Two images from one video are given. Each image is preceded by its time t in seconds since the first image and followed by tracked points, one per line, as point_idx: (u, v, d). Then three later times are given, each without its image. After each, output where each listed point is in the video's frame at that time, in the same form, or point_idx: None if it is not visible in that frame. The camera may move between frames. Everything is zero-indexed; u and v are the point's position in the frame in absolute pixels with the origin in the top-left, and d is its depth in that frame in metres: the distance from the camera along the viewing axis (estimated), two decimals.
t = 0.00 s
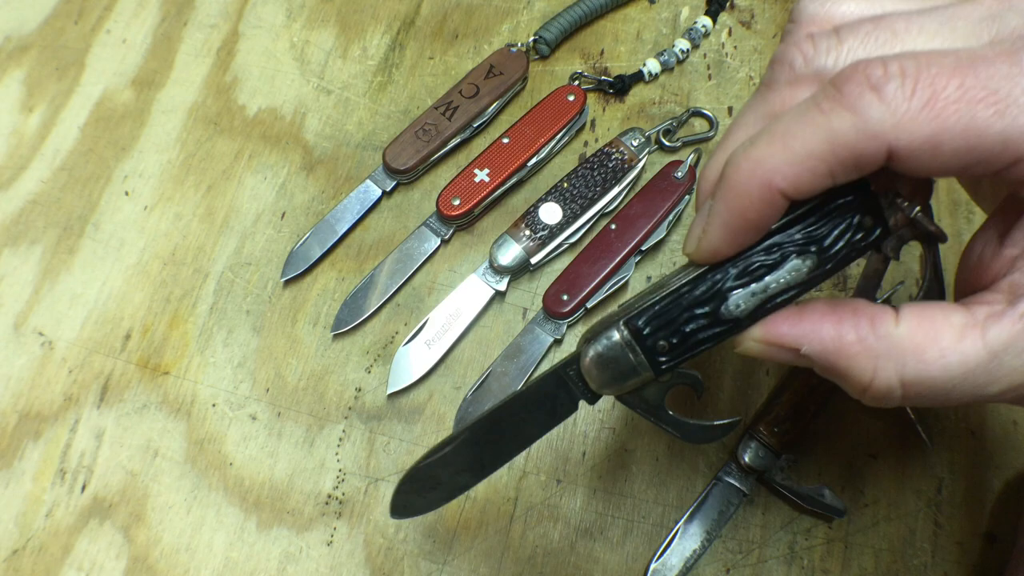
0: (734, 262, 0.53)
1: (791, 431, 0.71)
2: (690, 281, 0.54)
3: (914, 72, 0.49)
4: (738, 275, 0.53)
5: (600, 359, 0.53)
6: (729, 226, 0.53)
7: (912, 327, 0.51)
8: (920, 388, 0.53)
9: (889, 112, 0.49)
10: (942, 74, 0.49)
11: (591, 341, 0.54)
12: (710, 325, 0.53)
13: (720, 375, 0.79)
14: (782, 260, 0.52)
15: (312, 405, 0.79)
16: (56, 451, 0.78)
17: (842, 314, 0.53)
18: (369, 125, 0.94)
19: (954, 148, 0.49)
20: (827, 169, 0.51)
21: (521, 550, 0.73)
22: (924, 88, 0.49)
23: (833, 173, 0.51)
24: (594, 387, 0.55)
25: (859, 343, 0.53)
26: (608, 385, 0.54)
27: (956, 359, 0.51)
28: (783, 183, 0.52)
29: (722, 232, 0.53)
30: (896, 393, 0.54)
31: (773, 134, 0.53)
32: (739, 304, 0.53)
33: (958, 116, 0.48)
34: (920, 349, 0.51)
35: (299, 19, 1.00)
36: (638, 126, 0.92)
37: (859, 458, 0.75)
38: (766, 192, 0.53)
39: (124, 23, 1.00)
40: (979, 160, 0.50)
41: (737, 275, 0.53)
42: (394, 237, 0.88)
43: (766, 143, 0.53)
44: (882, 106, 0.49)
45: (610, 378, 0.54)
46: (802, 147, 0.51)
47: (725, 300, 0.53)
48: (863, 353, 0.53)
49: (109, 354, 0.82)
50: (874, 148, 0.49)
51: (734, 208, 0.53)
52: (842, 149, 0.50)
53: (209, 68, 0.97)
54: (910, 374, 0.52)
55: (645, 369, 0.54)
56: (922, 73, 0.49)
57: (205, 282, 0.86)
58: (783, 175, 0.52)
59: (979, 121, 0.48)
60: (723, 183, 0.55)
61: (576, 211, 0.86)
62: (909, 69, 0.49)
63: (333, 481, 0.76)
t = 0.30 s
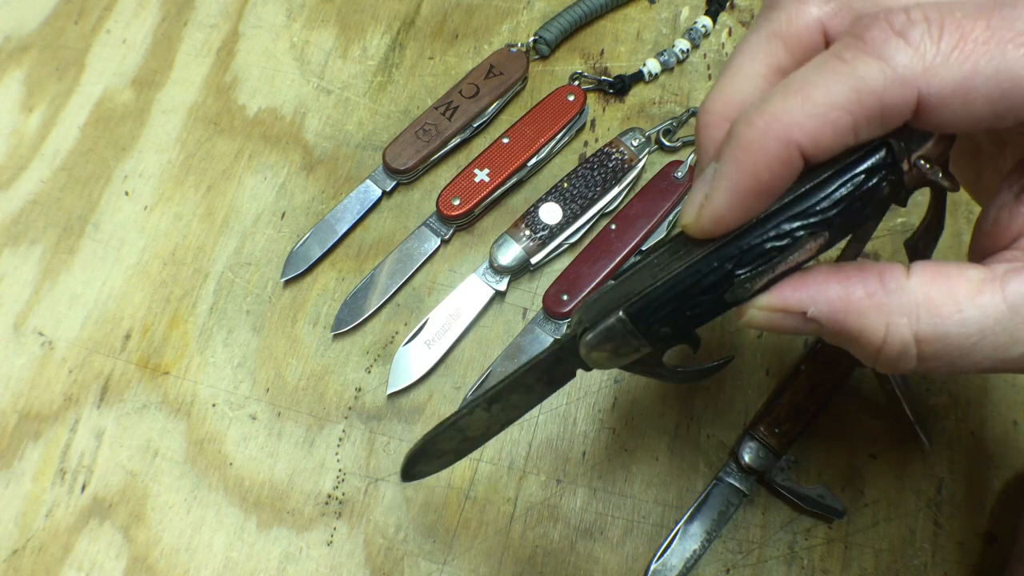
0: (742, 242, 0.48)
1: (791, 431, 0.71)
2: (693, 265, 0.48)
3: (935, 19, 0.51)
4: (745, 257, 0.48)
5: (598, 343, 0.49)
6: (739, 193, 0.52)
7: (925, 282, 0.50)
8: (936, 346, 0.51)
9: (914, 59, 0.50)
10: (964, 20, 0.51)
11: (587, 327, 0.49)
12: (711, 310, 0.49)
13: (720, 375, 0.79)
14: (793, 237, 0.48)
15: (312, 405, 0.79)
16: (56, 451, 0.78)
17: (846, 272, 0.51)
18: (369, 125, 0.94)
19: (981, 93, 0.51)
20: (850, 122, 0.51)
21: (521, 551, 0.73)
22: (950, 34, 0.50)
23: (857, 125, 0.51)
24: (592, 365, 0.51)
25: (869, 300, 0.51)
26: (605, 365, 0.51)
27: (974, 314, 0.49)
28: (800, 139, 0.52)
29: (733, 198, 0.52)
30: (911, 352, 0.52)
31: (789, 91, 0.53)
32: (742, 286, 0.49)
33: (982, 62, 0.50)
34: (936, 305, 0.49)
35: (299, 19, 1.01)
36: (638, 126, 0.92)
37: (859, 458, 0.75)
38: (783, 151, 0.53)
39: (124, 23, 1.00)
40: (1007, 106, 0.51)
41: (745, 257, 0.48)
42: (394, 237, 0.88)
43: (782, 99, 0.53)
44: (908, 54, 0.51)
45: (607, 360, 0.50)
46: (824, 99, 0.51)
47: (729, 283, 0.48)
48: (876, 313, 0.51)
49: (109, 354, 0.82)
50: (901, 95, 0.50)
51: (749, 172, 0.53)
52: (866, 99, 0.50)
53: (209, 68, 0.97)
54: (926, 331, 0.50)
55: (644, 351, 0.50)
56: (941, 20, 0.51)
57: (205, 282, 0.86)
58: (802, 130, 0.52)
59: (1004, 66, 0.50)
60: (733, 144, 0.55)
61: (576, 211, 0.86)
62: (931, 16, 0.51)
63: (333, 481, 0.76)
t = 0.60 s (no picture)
0: (731, 248, 0.50)
1: (791, 431, 0.71)
2: (678, 278, 0.50)
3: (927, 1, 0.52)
4: (732, 268, 0.49)
5: (577, 371, 0.49)
6: (737, 196, 0.52)
7: (946, 296, 0.48)
8: (969, 363, 0.49)
9: (908, 40, 0.51)
10: None
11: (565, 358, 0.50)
12: (702, 326, 0.49)
13: (720, 376, 0.79)
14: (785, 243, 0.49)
15: (312, 405, 0.79)
16: (56, 451, 0.78)
17: (861, 293, 0.50)
18: (369, 125, 0.94)
19: (982, 73, 0.52)
20: (846, 112, 0.52)
21: (521, 551, 0.73)
22: (943, 12, 0.51)
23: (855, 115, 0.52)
24: (577, 413, 0.50)
25: (892, 319, 0.49)
26: (592, 406, 0.49)
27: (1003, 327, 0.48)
28: (795, 134, 0.53)
29: (730, 203, 0.52)
30: (943, 372, 0.49)
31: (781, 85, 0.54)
32: (734, 303, 0.49)
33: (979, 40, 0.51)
34: (964, 318, 0.48)
35: (299, 19, 1.01)
36: (638, 126, 0.92)
37: (859, 458, 0.75)
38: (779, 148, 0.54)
39: (124, 23, 1.00)
40: (1014, 84, 0.52)
41: (733, 266, 0.49)
42: (394, 237, 0.88)
43: (773, 92, 0.54)
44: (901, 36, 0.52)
45: (591, 395, 0.48)
46: (817, 90, 0.52)
47: (717, 299, 0.49)
48: (903, 331, 0.48)
49: (109, 354, 0.82)
50: (895, 79, 0.51)
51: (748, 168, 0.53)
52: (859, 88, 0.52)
53: (209, 68, 0.97)
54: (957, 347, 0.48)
55: (629, 383, 0.49)
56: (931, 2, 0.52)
57: (205, 282, 0.86)
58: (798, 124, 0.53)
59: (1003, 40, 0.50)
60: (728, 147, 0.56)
61: (576, 211, 0.85)
62: None
63: (333, 481, 0.76)
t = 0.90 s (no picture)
0: (721, 262, 0.52)
1: (791, 431, 0.71)
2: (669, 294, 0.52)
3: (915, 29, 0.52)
4: (722, 283, 0.51)
5: (569, 400, 0.49)
6: (726, 218, 0.54)
7: (946, 308, 0.47)
8: (974, 376, 0.48)
9: (897, 64, 0.51)
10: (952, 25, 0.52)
11: (554, 390, 0.50)
12: (695, 340, 0.50)
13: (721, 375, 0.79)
14: (776, 254, 0.51)
15: (312, 405, 0.80)
16: (56, 451, 0.78)
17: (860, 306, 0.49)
18: (369, 125, 0.94)
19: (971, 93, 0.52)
20: (835, 135, 0.52)
21: (521, 551, 0.73)
22: (931, 34, 0.51)
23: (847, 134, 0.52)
24: (574, 443, 0.50)
25: (891, 333, 0.48)
26: (591, 437, 0.49)
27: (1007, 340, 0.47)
28: (785, 156, 0.53)
29: (718, 226, 0.55)
30: (947, 386, 0.48)
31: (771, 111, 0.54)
32: (730, 317, 0.50)
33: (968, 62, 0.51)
34: (966, 331, 0.47)
35: (299, 19, 1.01)
36: (638, 126, 0.92)
37: (859, 458, 0.75)
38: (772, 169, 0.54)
39: (124, 23, 1.00)
40: (1007, 101, 0.52)
41: (723, 281, 0.51)
42: (394, 237, 0.88)
43: (763, 117, 0.54)
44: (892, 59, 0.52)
45: (589, 424, 0.49)
46: (808, 114, 0.52)
47: (709, 313, 0.50)
48: (904, 345, 0.48)
49: (109, 355, 0.82)
50: (885, 102, 0.52)
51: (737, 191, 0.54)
52: (850, 111, 0.52)
53: (209, 68, 0.97)
54: (958, 360, 0.48)
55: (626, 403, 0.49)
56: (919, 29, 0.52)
57: (205, 282, 0.86)
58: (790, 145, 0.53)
59: (991, 62, 0.51)
60: (720, 169, 0.56)
61: (576, 211, 0.85)
62: (910, 22, 0.52)
63: (333, 481, 0.76)
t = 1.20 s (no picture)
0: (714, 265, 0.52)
1: (791, 431, 0.71)
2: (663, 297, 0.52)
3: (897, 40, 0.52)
4: (714, 283, 0.51)
5: (559, 401, 0.49)
6: (716, 222, 0.55)
7: (940, 308, 0.47)
8: (969, 375, 0.47)
9: (887, 69, 0.51)
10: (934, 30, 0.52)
11: (548, 392, 0.50)
12: (689, 340, 0.50)
13: (720, 375, 0.79)
14: (763, 257, 0.51)
15: (312, 405, 0.80)
16: (56, 451, 0.78)
17: (854, 309, 0.49)
18: (369, 125, 0.94)
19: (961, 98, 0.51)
20: (826, 141, 0.52)
21: (521, 551, 0.73)
22: (919, 40, 0.51)
23: (838, 142, 0.53)
24: (569, 445, 0.50)
25: (884, 331, 0.48)
26: (580, 437, 0.49)
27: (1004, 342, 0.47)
28: (775, 161, 0.53)
29: (709, 231, 0.55)
30: (942, 385, 0.48)
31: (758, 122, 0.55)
32: (719, 317, 0.50)
33: (952, 70, 0.51)
34: (961, 331, 0.47)
35: (299, 19, 1.01)
36: (638, 126, 0.92)
37: (859, 458, 0.75)
38: (761, 176, 0.54)
39: (124, 23, 1.00)
40: (998, 104, 0.51)
41: (713, 281, 0.51)
42: (394, 237, 0.88)
43: (753, 122, 0.54)
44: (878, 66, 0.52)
45: (579, 425, 0.49)
46: (796, 120, 0.52)
47: (700, 314, 0.50)
48: (899, 344, 0.48)
49: (109, 355, 0.82)
50: (875, 107, 0.51)
51: (730, 197, 0.55)
52: (838, 118, 0.52)
53: (209, 68, 0.97)
54: (954, 361, 0.47)
55: (613, 404, 0.49)
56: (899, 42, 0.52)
57: (205, 282, 0.86)
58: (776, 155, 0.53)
59: (977, 70, 0.50)
60: (711, 173, 0.56)
61: (576, 211, 0.85)
62: (899, 31, 0.52)
63: (333, 481, 0.76)
